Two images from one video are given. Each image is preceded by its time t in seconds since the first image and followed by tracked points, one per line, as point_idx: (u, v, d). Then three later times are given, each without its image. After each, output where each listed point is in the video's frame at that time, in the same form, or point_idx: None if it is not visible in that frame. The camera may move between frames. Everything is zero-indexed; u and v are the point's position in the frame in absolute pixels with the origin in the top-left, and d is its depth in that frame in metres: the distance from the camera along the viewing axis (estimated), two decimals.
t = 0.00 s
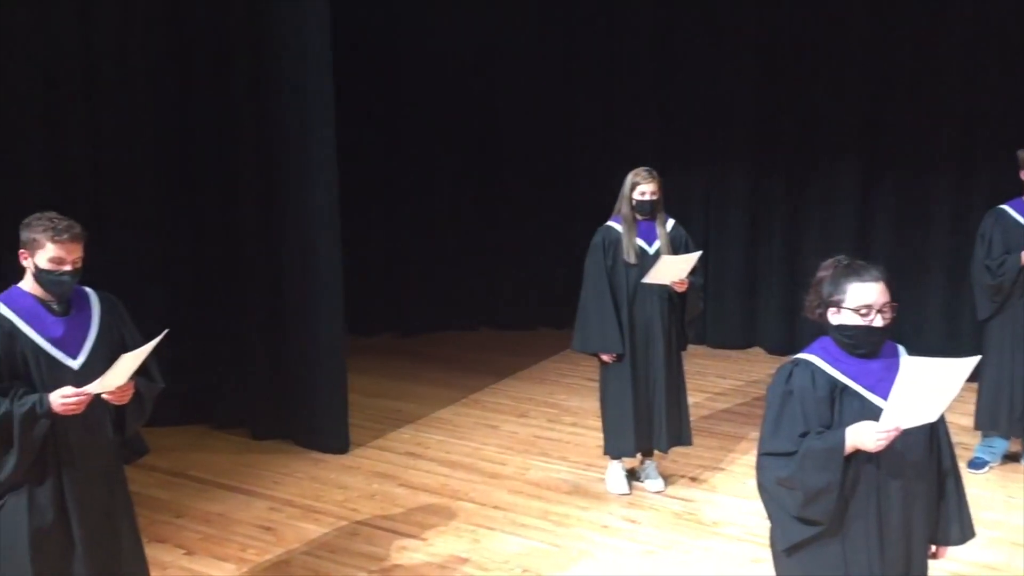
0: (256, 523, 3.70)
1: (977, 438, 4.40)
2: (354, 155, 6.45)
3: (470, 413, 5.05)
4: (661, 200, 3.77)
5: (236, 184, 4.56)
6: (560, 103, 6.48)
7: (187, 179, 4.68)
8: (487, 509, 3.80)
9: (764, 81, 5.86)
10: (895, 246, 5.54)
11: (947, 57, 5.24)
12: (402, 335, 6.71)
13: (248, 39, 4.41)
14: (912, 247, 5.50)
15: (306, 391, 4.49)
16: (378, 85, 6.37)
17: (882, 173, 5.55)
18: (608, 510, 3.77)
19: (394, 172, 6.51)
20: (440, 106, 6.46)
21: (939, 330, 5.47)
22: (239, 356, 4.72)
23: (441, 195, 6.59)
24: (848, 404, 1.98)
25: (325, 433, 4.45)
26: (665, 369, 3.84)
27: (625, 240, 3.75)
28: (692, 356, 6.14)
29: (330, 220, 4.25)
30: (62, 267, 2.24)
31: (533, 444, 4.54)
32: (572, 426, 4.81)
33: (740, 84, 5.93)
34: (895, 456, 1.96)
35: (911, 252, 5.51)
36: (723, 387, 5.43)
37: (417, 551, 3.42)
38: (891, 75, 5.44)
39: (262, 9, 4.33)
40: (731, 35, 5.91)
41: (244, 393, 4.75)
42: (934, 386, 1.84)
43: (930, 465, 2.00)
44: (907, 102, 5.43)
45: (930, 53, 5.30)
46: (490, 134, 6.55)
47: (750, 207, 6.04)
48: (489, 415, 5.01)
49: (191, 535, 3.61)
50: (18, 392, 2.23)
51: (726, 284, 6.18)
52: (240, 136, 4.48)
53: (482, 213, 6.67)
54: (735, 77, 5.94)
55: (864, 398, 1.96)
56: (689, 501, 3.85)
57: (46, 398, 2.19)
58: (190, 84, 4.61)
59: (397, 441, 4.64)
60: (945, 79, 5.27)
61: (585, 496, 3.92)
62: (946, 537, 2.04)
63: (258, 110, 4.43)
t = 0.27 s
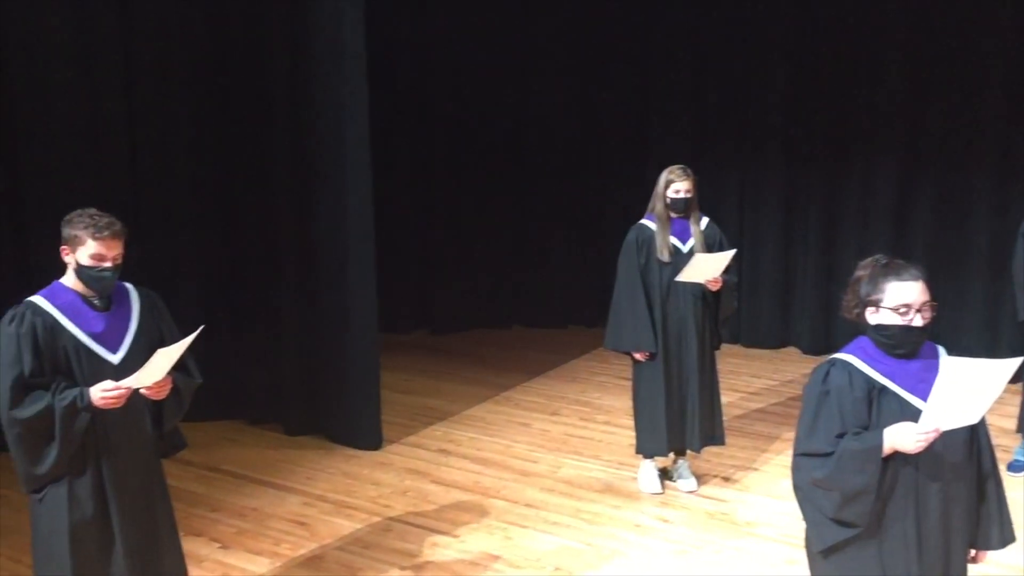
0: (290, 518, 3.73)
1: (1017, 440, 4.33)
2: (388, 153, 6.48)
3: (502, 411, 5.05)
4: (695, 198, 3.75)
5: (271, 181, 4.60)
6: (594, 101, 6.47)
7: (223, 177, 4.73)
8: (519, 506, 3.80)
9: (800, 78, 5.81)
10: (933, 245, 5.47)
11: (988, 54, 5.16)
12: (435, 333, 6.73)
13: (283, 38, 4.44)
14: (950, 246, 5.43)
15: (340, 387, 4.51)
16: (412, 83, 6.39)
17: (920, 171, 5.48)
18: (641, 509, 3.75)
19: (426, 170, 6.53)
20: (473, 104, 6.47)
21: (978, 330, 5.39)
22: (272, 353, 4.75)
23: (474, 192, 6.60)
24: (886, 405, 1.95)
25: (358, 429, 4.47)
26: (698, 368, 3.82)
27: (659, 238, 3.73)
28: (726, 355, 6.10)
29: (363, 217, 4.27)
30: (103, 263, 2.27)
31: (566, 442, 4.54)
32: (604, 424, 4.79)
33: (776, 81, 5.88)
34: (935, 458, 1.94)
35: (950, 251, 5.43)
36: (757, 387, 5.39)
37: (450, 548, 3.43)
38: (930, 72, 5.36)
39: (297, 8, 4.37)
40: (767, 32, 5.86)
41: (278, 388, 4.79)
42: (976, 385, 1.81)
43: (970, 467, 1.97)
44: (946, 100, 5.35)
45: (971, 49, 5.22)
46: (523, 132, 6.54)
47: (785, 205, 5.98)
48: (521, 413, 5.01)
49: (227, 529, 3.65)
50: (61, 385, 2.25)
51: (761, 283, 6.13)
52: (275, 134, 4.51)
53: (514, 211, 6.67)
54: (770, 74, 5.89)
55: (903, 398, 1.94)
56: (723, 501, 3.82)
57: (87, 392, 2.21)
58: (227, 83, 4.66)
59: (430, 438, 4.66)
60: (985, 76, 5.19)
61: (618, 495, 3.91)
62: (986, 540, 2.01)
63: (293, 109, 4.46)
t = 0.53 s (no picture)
0: (325, 513, 3.76)
1: None
2: (424, 150, 6.50)
3: (535, 408, 5.05)
4: (732, 197, 3.72)
5: (308, 179, 4.63)
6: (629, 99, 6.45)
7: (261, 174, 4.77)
8: (552, 505, 3.80)
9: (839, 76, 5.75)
10: (974, 245, 5.39)
11: None
12: (469, 330, 6.74)
13: (321, 37, 4.47)
14: (992, 246, 5.34)
15: (375, 383, 4.54)
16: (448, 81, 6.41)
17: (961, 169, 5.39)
18: (675, 509, 3.73)
19: (461, 167, 6.55)
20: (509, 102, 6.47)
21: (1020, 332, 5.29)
22: (308, 349, 4.79)
23: (509, 190, 6.60)
24: (927, 407, 1.93)
25: (392, 426, 4.49)
26: (734, 368, 3.79)
27: (695, 236, 3.71)
28: (762, 355, 6.05)
29: (398, 214, 4.28)
30: (145, 258, 2.31)
31: (600, 441, 4.53)
32: (638, 424, 4.77)
33: (814, 79, 5.83)
34: (978, 462, 1.91)
35: (992, 251, 5.34)
36: (793, 387, 5.34)
37: (484, 545, 3.44)
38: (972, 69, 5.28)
39: (335, 6, 4.40)
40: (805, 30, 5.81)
41: (313, 384, 4.82)
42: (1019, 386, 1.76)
43: (1014, 471, 1.94)
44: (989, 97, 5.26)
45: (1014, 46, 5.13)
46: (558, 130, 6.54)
47: (823, 204, 5.92)
48: (555, 411, 5.01)
49: (262, 523, 3.68)
50: (102, 379, 2.29)
51: (797, 283, 6.07)
52: (313, 132, 4.55)
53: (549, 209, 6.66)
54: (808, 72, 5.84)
55: (945, 400, 1.91)
56: (757, 501, 3.79)
57: (128, 386, 2.25)
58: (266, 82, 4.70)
59: (463, 435, 4.67)
60: None
61: (651, 494, 3.89)
62: None
63: (330, 107, 4.49)
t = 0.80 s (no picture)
0: (365, 510, 3.79)
1: None
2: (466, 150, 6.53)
3: (575, 409, 5.04)
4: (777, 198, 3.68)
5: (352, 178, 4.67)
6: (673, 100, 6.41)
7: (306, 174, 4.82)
8: (591, 506, 3.79)
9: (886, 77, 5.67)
10: None
11: None
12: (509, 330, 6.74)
13: (366, 38, 4.51)
14: None
15: (415, 382, 4.56)
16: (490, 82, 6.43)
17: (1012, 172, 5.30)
18: (714, 513, 3.71)
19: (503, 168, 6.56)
20: (551, 103, 6.47)
21: None
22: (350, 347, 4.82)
23: (550, 190, 6.60)
24: (976, 413, 1.89)
25: (432, 425, 4.51)
26: (777, 372, 3.75)
27: (738, 238, 3.68)
28: (805, 358, 5.98)
29: (440, 214, 4.30)
30: (192, 256, 2.34)
31: (640, 443, 4.51)
32: (679, 426, 4.75)
33: (861, 80, 5.76)
34: None
35: None
36: (836, 392, 5.27)
37: (523, 545, 3.44)
38: None
39: (380, 7, 4.43)
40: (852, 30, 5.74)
41: (354, 382, 4.85)
42: None
43: None
44: None
45: None
46: (600, 131, 6.52)
47: (868, 206, 5.84)
48: (595, 412, 4.99)
49: (304, 519, 3.72)
50: (150, 374, 2.33)
51: (842, 286, 6.00)
52: (356, 132, 4.58)
53: (590, 210, 6.65)
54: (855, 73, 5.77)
55: (994, 407, 1.88)
56: (799, 507, 3.75)
57: (174, 381, 2.28)
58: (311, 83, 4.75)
59: (503, 435, 4.67)
60: None
61: (691, 497, 3.87)
62: None
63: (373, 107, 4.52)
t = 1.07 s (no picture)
0: (394, 507, 3.80)
1: None
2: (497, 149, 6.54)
3: (604, 409, 5.03)
4: (810, 199, 3.65)
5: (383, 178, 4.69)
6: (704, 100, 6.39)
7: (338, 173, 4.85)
8: (620, 506, 3.78)
9: (922, 77, 5.61)
10: None
11: None
12: (538, 329, 6.74)
13: (398, 37, 4.53)
14: None
15: (444, 381, 4.57)
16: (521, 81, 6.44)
17: None
18: (744, 515, 3.69)
19: (533, 167, 6.57)
20: (582, 102, 6.47)
21: None
22: (380, 344, 4.85)
23: (580, 190, 6.60)
24: (1013, 417, 1.87)
25: (461, 423, 4.52)
26: (808, 373, 3.73)
27: (770, 238, 3.66)
28: (837, 360, 5.93)
29: (470, 213, 4.31)
30: (227, 253, 2.36)
31: (669, 443, 4.49)
32: (709, 427, 4.72)
33: (895, 80, 5.70)
34: None
35: None
36: (868, 394, 5.22)
37: (551, 544, 3.44)
38: None
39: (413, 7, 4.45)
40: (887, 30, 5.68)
41: (384, 380, 4.88)
42: None
43: None
44: None
45: None
46: (631, 130, 6.50)
47: (902, 207, 5.78)
48: (624, 412, 4.98)
49: (334, 515, 3.74)
50: (185, 370, 2.35)
51: (874, 287, 5.94)
52: (388, 130, 4.60)
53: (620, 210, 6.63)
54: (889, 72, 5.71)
55: None
56: (830, 510, 3.72)
57: (209, 377, 2.31)
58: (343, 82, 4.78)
59: (532, 434, 4.67)
60: None
61: (721, 499, 3.85)
62: None
63: (405, 107, 4.54)
